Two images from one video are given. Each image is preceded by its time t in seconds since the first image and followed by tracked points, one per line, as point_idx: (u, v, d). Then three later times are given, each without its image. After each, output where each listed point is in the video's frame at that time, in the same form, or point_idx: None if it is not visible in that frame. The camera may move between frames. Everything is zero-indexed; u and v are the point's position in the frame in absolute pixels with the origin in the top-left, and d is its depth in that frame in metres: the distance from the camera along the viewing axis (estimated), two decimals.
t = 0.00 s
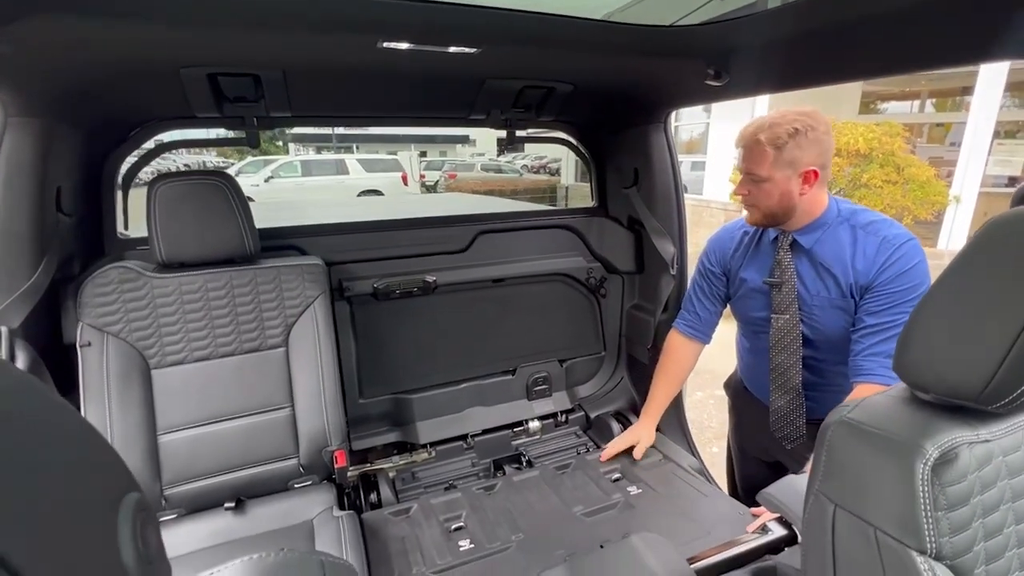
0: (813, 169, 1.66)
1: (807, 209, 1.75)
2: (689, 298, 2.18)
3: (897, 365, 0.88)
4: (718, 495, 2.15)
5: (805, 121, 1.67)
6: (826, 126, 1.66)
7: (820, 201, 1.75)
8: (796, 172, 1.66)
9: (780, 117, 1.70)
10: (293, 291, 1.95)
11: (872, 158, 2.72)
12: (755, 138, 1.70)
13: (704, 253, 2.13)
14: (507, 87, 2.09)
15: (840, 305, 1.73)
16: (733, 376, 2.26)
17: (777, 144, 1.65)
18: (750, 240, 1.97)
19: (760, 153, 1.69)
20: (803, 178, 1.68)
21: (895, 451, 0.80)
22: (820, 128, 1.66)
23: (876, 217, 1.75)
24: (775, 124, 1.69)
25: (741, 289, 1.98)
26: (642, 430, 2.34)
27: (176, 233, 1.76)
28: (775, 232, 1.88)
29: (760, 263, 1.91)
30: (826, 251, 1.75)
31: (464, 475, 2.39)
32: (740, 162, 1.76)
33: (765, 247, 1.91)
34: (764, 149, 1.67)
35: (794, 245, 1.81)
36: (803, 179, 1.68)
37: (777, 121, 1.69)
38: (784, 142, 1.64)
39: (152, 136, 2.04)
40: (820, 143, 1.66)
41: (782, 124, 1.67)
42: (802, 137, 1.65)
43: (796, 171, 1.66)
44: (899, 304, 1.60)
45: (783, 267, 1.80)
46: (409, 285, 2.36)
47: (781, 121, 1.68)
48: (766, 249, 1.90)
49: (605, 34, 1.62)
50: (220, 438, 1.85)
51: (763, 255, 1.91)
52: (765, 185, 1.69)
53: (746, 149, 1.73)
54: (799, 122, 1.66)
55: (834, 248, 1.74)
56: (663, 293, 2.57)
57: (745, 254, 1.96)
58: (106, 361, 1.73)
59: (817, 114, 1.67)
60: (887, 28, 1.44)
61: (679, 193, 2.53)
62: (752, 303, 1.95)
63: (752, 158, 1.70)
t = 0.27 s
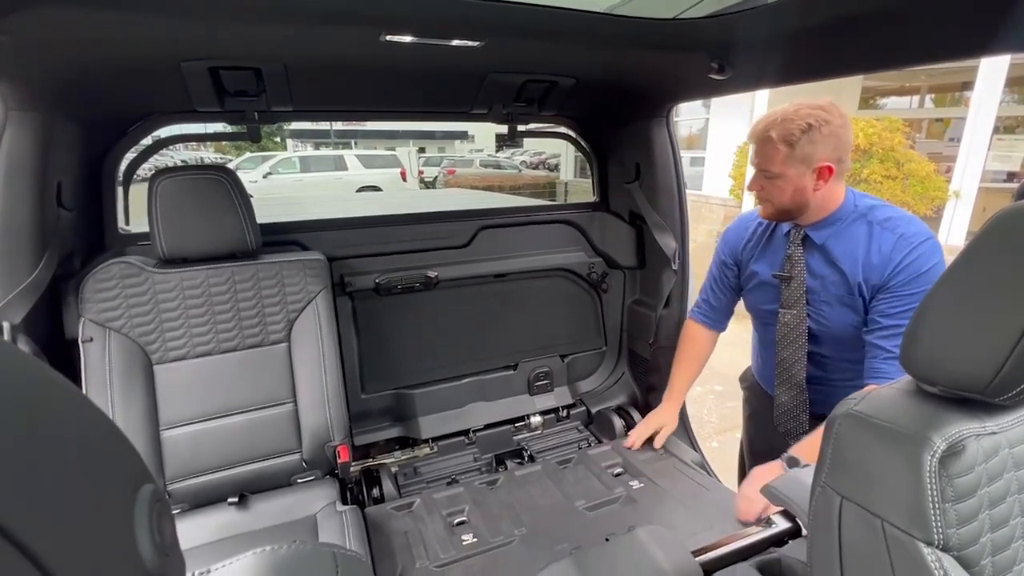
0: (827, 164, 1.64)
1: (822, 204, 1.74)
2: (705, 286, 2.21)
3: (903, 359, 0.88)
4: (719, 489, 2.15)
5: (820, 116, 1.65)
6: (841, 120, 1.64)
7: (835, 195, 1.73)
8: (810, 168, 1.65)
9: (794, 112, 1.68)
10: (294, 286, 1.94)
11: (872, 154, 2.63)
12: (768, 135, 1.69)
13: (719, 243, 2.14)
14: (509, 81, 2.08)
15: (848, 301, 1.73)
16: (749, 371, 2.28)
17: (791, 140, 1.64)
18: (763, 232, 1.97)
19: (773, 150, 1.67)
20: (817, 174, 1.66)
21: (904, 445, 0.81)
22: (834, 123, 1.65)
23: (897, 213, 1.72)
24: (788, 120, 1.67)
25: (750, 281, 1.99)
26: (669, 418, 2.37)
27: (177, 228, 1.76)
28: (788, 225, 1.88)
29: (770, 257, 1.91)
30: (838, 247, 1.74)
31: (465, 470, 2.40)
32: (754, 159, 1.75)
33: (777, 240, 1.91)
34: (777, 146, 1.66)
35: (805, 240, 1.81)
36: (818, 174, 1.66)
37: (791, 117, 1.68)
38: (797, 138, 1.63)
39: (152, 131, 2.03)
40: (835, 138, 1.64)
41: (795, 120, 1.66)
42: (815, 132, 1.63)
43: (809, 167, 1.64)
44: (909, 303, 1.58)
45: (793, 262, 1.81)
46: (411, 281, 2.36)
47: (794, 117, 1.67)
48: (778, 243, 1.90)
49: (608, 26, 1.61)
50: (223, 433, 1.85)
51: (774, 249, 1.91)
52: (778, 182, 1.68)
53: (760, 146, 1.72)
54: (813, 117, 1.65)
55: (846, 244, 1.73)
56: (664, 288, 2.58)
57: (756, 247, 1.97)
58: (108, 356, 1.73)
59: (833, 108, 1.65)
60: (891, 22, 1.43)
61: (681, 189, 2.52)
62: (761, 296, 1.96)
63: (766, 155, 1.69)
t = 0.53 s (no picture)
0: (847, 162, 1.55)
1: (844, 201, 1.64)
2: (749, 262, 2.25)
3: (902, 357, 0.88)
4: (719, 486, 2.16)
5: (844, 108, 1.54)
6: (867, 113, 1.52)
7: (859, 191, 1.63)
8: (829, 165, 1.57)
9: (815, 103, 1.56)
10: (292, 285, 1.94)
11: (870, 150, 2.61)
12: (786, 128, 1.60)
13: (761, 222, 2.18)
14: (507, 78, 2.08)
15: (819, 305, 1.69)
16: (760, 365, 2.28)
17: (808, 135, 1.55)
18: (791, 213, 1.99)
19: (790, 144, 1.60)
20: (836, 171, 1.58)
21: (901, 443, 0.80)
22: (857, 117, 1.53)
23: (908, 233, 1.54)
24: (808, 112, 1.57)
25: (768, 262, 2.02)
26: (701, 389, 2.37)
27: (174, 227, 1.75)
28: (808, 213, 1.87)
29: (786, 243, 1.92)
30: (829, 248, 1.67)
31: (465, 467, 2.40)
32: (772, 151, 1.67)
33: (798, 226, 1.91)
34: (794, 141, 1.58)
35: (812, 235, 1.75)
36: (836, 172, 1.58)
37: (812, 108, 1.56)
38: (815, 135, 1.54)
39: (150, 129, 2.02)
40: (859, 132, 1.53)
41: (816, 113, 1.55)
42: (835, 128, 1.53)
43: (827, 164, 1.57)
44: (867, 328, 1.46)
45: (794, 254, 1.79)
46: (410, 278, 2.35)
47: (814, 108, 1.55)
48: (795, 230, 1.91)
49: (605, 23, 1.60)
50: (222, 432, 1.85)
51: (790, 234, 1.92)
52: (795, 179, 1.62)
53: (778, 138, 1.64)
54: (833, 110, 1.53)
55: (835, 247, 1.65)
56: (664, 286, 2.58)
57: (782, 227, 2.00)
58: (106, 356, 1.73)
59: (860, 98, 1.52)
60: (891, 17, 1.42)
61: (680, 186, 2.52)
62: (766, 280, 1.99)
63: (782, 149, 1.62)
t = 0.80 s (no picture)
0: (805, 172, 1.64)
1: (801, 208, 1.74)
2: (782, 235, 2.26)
3: (897, 355, 0.87)
4: (717, 484, 2.15)
5: (803, 121, 1.62)
6: (823, 126, 1.61)
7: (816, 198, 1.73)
8: (788, 174, 1.65)
9: (777, 115, 1.64)
10: (289, 284, 1.93)
11: (874, 145, 2.62)
12: (748, 138, 1.69)
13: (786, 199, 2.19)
14: (504, 76, 2.07)
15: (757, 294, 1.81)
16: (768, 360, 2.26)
17: (769, 146, 1.63)
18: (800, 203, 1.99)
19: (752, 154, 1.68)
20: (794, 180, 1.67)
21: (896, 443, 0.80)
22: (816, 130, 1.62)
23: (819, 241, 1.60)
24: (769, 124, 1.65)
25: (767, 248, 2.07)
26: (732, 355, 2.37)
27: (171, 227, 1.75)
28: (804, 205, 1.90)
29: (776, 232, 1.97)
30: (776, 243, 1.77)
31: (464, 466, 2.40)
32: (736, 159, 1.76)
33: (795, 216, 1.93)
34: (756, 151, 1.66)
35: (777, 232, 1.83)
36: (795, 181, 1.67)
37: (774, 120, 1.65)
38: (776, 146, 1.62)
39: (146, 128, 2.02)
40: (815, 144, 1.63)
41: (777, 125, 1.63)
42: (796, 140, 1.61)
43: (787, 173, 1.65)
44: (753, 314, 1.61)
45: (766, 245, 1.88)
46: (408, 278, 2.35)
47: (777, 120, 1.63)
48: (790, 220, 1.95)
49: (601, 20, 1.60)
50: (219, 432, 1.85)
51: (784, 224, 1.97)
52: (757, 186, 1.71)
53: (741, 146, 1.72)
54: (793, 123, 1.61)
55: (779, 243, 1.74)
56: (662, 284, 2.57)
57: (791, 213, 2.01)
58: (102, 356, 1.73)
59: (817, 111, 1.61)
60: (889, 13, 1.41)
61: (678, 183, 2.52)
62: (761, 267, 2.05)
63: (746, 158, 1.71)
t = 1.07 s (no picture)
0: (765, 176, 1.68)
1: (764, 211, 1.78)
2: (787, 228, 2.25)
3: (895, 351, 0.87)
4: (718, 483, 2.15)
5: (762, 128, 1.66)
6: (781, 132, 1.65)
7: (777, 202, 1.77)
8: (749, 178, 1.69)
9: (737, 122, 1.69)
10: (288, 284, 1.93)
11: (874, 143, 2.72)
12: (712, 144, 1.73)
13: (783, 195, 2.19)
14: (503, 75, 2.06)
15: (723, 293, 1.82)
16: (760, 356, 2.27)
17: (731, 152, 1.67)
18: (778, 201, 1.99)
19: (715, 159, 1.72)
20: (756, 184, 1.70)
21: (895, 440, 0.80)
22: (775, 136, 1.66)
23: (775, 239, 1.61)
24: (731, 130, 1.69)
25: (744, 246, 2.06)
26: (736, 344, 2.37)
27: (169, 227, 1.74)
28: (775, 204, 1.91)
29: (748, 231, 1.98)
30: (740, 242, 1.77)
31: (464, 466, 2.40)
32: (700, 164, 1.80)
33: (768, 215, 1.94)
34: (719, 157, 1.70)
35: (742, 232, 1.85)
36: (756, 185, 1.70)
37: (735, 126, 1.69)
38: (737, 151, 1.66)
39: (145, 128, 2.02)
40: (774, 150, 1.67)
41: (738, 131, 1.67)
42: (755, 146, 1.65)
43: (748, 178, 1.69)
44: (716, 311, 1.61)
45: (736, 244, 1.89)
46: (407, 277, 2.35)
47: (738, 127, 1.67)
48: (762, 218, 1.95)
49: (599, 18, 1.59)
50: (219, 432, 1.85)
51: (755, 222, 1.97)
52: (720, 190, 1.75)
53: (705, 152, 1.76)
54: (753, 130, 1.65)
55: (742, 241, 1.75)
56: (661, 282, 2.57)
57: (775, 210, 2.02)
58: (102, 356, 1.73)
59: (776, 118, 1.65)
60: (886, 9, 1.41)
61: (677, 181, 2.52)
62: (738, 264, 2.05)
63: (709, 163, 1.74)
